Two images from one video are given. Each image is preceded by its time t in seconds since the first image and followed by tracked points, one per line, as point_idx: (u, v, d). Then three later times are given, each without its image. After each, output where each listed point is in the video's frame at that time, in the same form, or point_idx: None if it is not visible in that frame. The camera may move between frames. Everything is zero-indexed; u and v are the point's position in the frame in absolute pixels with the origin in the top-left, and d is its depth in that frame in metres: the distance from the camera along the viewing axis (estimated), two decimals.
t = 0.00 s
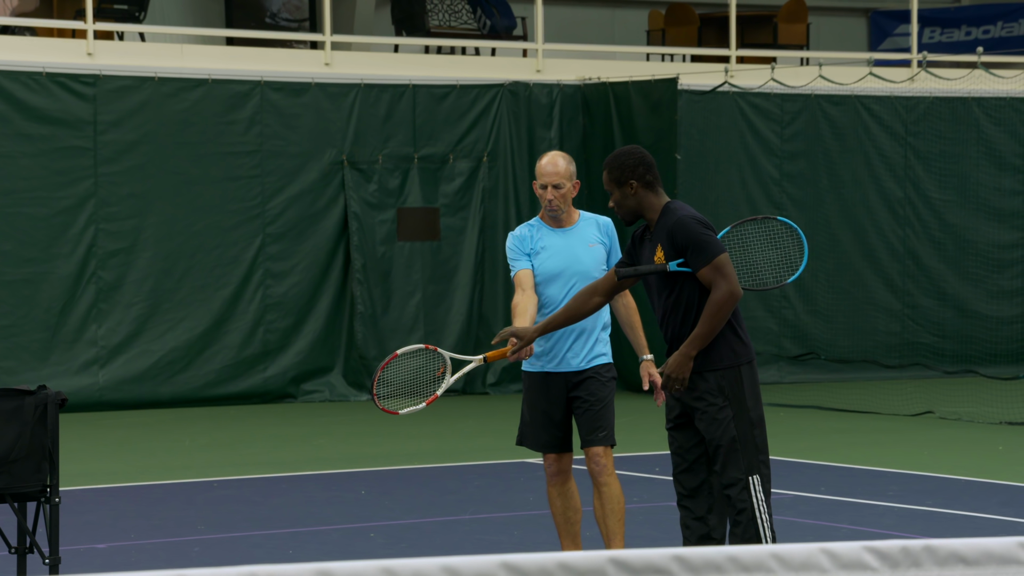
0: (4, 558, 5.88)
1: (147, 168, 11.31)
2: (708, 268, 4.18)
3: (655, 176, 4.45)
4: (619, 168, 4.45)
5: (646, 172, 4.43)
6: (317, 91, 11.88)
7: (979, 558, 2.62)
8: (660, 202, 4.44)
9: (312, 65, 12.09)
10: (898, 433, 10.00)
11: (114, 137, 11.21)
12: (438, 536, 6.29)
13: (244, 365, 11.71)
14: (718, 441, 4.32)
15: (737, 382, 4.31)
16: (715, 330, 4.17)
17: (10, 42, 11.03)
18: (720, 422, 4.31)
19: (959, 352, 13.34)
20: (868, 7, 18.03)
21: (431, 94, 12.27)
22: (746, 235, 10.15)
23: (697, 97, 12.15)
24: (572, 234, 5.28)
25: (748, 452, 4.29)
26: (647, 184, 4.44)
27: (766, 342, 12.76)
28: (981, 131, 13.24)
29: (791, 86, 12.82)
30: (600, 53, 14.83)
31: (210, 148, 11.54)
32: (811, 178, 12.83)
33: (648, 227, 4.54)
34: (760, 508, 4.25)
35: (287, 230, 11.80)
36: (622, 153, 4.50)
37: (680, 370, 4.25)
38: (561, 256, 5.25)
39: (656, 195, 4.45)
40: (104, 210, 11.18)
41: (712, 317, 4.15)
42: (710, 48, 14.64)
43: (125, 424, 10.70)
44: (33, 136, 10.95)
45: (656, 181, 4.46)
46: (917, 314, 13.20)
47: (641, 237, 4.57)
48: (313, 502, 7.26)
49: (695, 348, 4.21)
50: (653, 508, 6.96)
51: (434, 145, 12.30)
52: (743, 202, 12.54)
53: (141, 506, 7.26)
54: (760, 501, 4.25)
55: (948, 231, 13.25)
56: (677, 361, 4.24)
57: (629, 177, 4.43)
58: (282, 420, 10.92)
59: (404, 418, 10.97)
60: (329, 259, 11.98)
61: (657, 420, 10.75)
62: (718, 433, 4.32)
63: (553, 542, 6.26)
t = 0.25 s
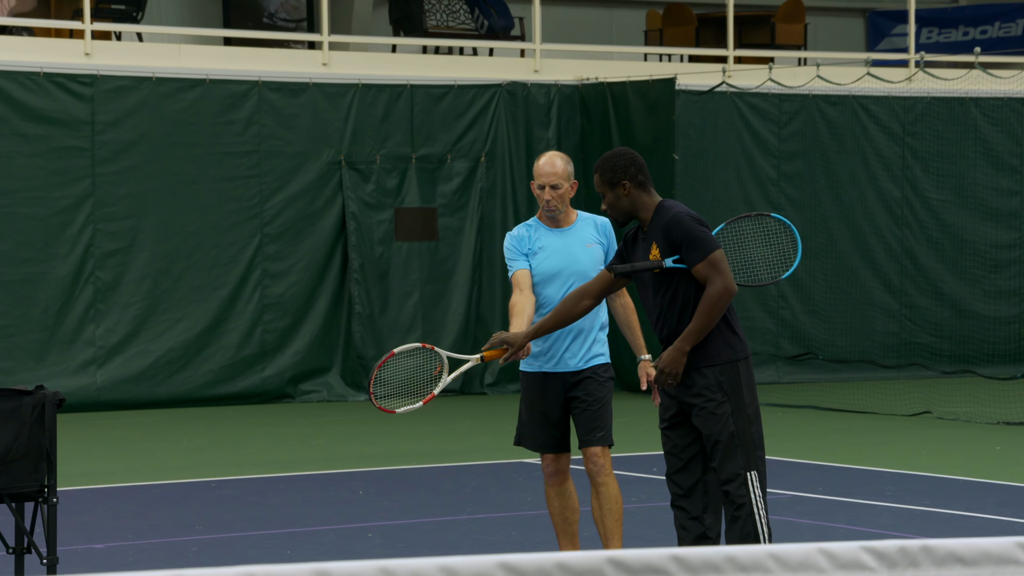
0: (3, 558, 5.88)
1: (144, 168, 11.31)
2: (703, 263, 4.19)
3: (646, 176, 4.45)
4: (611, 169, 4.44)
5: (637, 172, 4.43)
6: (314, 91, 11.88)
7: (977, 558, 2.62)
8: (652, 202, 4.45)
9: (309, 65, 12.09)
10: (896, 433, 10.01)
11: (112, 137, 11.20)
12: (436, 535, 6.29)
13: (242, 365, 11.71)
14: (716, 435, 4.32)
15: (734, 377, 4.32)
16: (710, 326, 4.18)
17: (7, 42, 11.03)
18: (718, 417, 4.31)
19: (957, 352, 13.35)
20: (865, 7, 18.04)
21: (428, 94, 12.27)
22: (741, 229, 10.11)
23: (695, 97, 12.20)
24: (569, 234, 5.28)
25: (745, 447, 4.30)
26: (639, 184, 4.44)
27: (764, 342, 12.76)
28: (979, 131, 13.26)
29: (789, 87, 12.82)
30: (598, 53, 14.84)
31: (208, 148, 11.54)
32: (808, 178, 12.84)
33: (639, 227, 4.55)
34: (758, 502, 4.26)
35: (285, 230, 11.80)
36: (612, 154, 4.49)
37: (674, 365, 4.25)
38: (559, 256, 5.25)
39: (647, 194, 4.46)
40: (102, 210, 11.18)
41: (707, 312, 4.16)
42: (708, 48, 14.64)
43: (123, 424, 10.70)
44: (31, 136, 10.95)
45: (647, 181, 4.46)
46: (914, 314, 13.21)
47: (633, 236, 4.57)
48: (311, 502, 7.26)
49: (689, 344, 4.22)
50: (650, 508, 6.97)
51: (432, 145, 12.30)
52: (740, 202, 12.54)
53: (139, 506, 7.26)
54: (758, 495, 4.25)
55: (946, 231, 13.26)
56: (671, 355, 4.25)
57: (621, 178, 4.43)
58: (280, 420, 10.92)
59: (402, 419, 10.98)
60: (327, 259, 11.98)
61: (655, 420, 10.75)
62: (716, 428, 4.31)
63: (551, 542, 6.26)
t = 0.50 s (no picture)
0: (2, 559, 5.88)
1: (144, 169, 11.31)
2: (702, 263, 4.19)
3: (645, 175, 4.45)
4: (610, 169, 4.44)
5: (634, 172, 4.43)
6: (314, 91, 11.88)
7: (976, 558, 2.62)
8: (650, 202, 4.45)
9: (309, 65, 12.09)
10: (895, 433, 10.01)
11: (111, 137, 11.21)
12: (436, 535, 6.29)
13: (242, 365, 11.71)
14: (714, 434, 4.32)
15: (732, 376, 4.32)
16: (708, 326, 4.18)
17: (7, 42, 11.03)
18: (715, 417, 4.31)
19: (956, 352, 13.35)
20: (865, 7, 18.04)
21: (428, 94, 12.28)
22: (739, 226, 10.08)
23: (694, 98, 12.20)
24: (569, 235, 5.28)
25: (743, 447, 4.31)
26: (638, 183, 4.44)
27: (763, 342, 12.76)
28: (978, 131, 13.26)
29: (789, 87, 12.83)
30: (597, 53, 14.85)
31: (207, 148, 11.54)
32: (808, 178, 12.84)
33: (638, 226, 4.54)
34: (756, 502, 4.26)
35: (284, 230, 11.80)
36: (611, 154, 4.49)
37: (672, 364, 4.25)
38: (559, 256, 5.25)
39: (645, 195, 4.45)
40: (101, 211, 11.17)
41: (705, 313, 4.16)
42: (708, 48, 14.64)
43: (123, 425, 10.70)
44: (31, 136, 10.95)
45: (645, 181, 4.46)
46: (914, 314, 13.21)
47: (632, 235, 4.57)
48: (311, 502, 7.26)
49: (687, 343, 4.21)
50: (650, 508, 6.97)
51: (431, 145, 12.30)
52: (740, 202, 12.54)
53: (138, 506, 7.26)
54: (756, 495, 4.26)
55: (945, 231, 13.26)
56: (669, 355, 4.24)
57: (620, 178, 4.42)
58: (279, 420, 10.92)
59: (401, 419, 10.97)
60: (327, 259, 11.98)
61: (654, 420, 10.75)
62: (714, 428, 4.31)
63: (551, 542, 6.26)
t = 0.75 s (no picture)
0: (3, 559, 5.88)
1: (144, 169, 11.31)
2: (701, 266, 4.20)
3: (654, 172, 4.44)
4: (620, 162, 4.42)
5: (644, 167, 4.42)
6: (314, 91, 11.88)
7: (976, 558, 2.63)
8: (657, 198, 4.44)
9: (309, 65, 12.09)
10: (895, 433, 10.01)
11: (112, 137, 11.21)
12: (436, 535, 6.30)
13: (242, 365, 11.72)
14: (708, 435, 4.32)
15: (724, 377, 4.33)
16: (704, 328, 4.19)
17: (7, 42, 11.03)
18: (708, 417, 4.32)
19: (956, 352, 13.36)
20: (865, 6, 18.05)
21: (428, 94, 12.28)
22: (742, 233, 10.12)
23: (694, 98, 12.20)
24: (569, 235, 5.29)
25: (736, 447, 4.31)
26: (647, 178, 4.43)
27: (763, 342, 12.76)
28: (978, 131, 13.26)
29: (789, 87, 12.83)
30: (597, 53, 14.85)
31: (208, 148, 11.54)
32: (808, 178, 12.84)
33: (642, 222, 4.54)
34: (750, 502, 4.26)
35: (284, 230, 11.80)
36: (622, 147, 4.48)
37: (666, 365, 4.26)
38: (558, 257, 5.25)
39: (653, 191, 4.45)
40: (102, 211, 11.18)
41: (702, 316, 4.17)
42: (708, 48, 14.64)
43: (123, 425, 10.70)
44: (32, 136, 10.95)
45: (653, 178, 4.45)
46: (914, 314, 13.22)
47: (636, 231, 4.56)
48: (311, 502, 7.27)
49: (681, 344, 4.22)
50: (650, 508, 6.97)
51: (432, 145, 12.30)
52: (740, 202, 12.54)
53: (139, 506, 7.27)
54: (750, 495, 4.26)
55: (945, 231, 13.26)
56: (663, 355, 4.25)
57: (630, 172, 4.41)
58: (279, 420, 10.92)
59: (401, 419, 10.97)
60: (327, 259, 11.99)
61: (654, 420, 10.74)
62: (708, 428, 4.32)
63: (551, 542, 6.26)
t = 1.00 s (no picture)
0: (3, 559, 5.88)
1: (144, 169, 11.31)
2: (706, 267, 4.22)
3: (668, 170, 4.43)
4: (635, 161, 4.39)
5: (658, 165, 4.40)
6: (314, 91, 11.88)
7: (976, 558, 2.63)
8: (670, 197, 4.43)
9: (309, 65, 12.09)
10: (895, 433, 10.01)
11: (112, 137, 11.21)
12: (436, 536, 6.30)
13: (241, 365, 11.71)
14: (705, 437, 4.31)
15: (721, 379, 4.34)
16: (704, 329, 4.20)
17: (8, 42, 11.03)
18: (705, 419, 4.32)
19: (956, 352, 13.36)
20: (865, 7, 18.05)
21: (428, 94, 12.28)
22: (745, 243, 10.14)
23: (694, 98, 12.20)
24: (568, 235, 5.29)
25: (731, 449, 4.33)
26: (662, 176, 4.42)
27: (763, 342, 12.76)
28: (978, 131, 13.27)
29: (789, 87, 12.83)
30: (597, 53, 14.86)
31: (208, 148, 11.54)
32: (808, 178, 12.84)
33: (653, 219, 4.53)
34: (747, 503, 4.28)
35: (284, 230, 11.80)
36: (635, 144, 4.45)
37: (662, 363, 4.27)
38: (558, 257, 5.25)
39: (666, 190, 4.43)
40: (102, 211, 11.18)
41: (703, 316, 4.18)
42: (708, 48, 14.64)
43: (123, 425, 10.70)
44: (32, 136, 10.95)
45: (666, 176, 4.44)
46: (914, 314, 13.22)
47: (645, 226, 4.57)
48: (311, 503, 7.27)
49: (679, 344, 4.23)
50: (650, 508, 6.97)
51: (432, 145, 12.30)
52: (740, 202, 12.54)
53: (139, 506, 7.27)
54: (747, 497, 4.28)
55: (945, 231, 13.27)
56: (660, 353, 4.26)
57: (646, 170, 4.39)
58: (279, 420, 10.92)
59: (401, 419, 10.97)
60: (327, 259, 11.99)
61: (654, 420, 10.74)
62: (705, 430, 4.31)
63: (551, 542, 6.26)
